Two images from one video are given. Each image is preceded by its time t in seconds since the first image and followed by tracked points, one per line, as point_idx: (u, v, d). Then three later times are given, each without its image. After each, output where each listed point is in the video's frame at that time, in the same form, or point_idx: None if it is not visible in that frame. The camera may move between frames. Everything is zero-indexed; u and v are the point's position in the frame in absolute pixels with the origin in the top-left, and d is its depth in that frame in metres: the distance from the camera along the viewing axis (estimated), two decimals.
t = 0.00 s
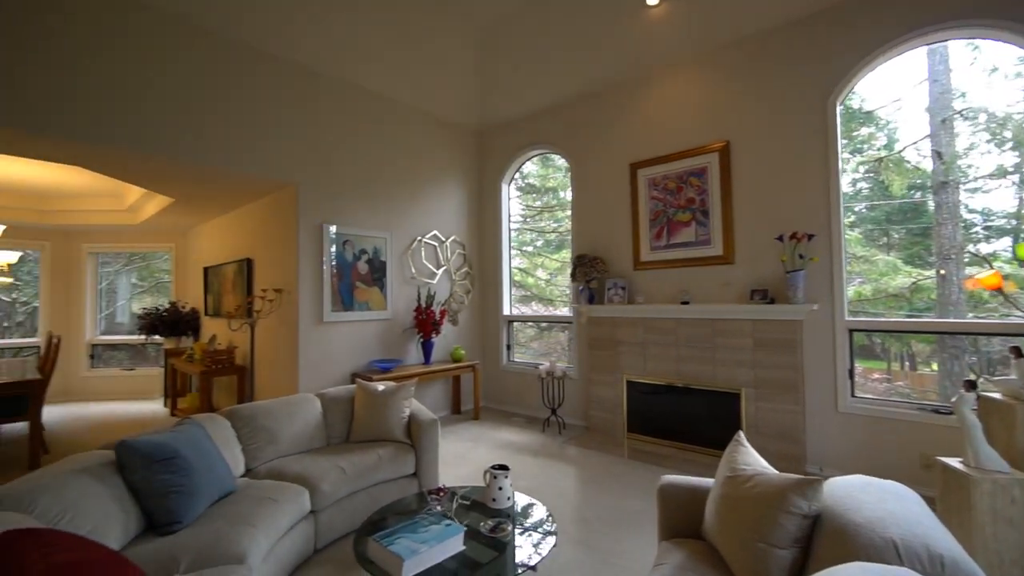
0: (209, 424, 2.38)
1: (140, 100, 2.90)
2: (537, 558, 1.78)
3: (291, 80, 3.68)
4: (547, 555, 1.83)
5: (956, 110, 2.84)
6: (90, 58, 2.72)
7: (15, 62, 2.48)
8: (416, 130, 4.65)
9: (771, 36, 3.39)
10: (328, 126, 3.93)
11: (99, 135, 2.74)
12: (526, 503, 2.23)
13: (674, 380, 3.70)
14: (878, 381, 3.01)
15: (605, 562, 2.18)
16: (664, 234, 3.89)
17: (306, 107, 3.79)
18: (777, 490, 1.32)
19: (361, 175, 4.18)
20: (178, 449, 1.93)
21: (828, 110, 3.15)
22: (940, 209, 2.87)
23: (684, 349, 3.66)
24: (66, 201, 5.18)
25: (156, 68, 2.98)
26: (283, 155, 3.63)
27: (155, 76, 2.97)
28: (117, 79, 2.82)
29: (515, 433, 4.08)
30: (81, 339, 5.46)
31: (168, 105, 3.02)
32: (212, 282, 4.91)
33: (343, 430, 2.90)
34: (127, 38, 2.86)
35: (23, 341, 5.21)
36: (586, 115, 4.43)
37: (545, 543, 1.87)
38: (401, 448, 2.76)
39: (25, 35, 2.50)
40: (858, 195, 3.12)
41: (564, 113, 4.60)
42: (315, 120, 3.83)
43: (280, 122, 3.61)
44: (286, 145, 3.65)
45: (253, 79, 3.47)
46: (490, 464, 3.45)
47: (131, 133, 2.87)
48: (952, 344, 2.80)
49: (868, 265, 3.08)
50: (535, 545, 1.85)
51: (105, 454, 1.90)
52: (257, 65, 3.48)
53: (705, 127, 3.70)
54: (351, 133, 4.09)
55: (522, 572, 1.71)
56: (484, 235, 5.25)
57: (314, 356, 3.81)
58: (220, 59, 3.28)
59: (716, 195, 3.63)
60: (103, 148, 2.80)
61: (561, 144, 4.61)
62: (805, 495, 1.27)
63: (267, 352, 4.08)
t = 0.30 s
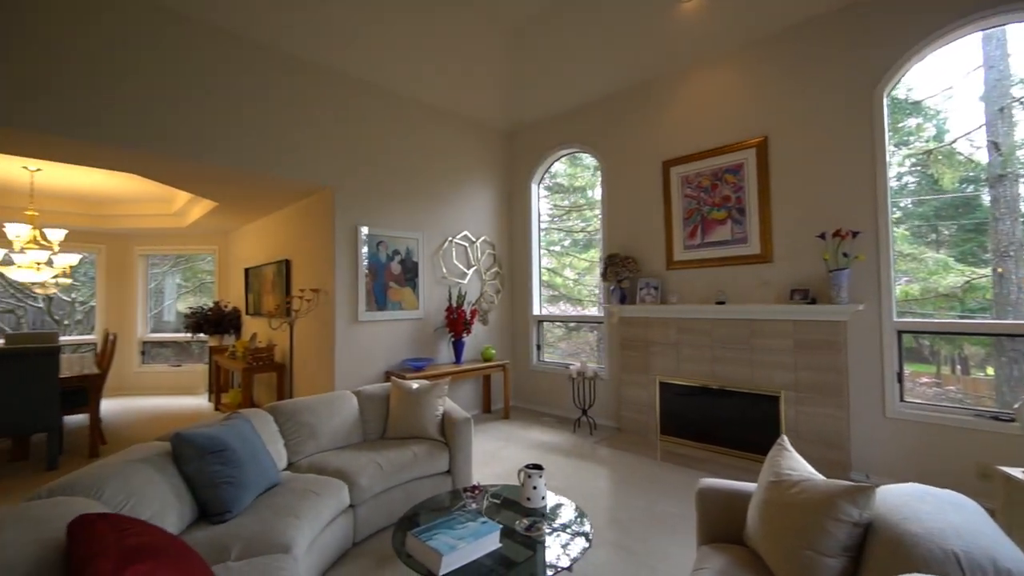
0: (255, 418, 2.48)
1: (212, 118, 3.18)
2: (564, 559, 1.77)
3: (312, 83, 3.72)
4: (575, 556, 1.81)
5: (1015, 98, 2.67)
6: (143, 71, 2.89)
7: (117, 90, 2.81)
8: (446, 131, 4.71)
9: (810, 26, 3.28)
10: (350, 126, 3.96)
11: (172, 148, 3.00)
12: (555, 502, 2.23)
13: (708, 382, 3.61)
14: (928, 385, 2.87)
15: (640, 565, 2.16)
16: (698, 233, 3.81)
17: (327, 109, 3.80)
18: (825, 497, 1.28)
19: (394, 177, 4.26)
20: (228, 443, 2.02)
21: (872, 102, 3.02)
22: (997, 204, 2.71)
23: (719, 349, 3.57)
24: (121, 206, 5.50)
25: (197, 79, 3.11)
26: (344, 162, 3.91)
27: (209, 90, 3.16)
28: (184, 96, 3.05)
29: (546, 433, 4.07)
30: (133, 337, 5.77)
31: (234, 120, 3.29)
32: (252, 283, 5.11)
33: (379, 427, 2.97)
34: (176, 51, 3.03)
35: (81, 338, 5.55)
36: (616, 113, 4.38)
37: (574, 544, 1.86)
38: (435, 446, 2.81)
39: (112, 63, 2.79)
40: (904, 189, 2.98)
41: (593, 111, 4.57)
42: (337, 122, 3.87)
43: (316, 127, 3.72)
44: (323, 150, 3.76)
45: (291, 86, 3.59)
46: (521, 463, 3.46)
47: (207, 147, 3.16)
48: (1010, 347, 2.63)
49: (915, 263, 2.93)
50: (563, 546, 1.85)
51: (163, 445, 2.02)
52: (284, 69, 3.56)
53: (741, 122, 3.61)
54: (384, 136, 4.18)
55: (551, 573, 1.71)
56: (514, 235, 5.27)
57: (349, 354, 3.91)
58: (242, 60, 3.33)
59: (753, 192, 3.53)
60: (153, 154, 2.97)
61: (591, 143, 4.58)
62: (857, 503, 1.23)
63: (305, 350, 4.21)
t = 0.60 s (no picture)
0: (296, 413, 2.56)
1: (223, 120, 3.15)
2: (593, 561, 1.77)
3: (312, 80, 3.59)
4: (605, 559, 1.80)
5: None
6: (186, 81, 3.01)
7: (119, 91, 2.77)
8: (476, 132, 4.74)
9: (853, 14, 3.14)
10: (349, 125, 3.81)
11: (196, 151, 3.03)
12: (583, 502, 2.22)
13: (744, 384, 3.52)
14: (982, 391, 2.71)
15: (677, 570, 2.12)
16: (734, 231, 3.71)
17: (328, 110, 3.67)
18: (878, 505, 1.23)
19: (425, 179, 4.32)
20: (271, 438, 2.09)
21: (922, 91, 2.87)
22: None
23: (756, 351, 3.47)
24: (169, 211, 5.79)
25: (199, 80, 3.05)
26: (380, 167, 4.00)
27: (213, 91, 3.11)
28: (191, 96, 3.02)
29: (576, 434, 4.05)
30: (180, 335, 6.06)
31: (237, 120, 3.21)
32: (290, 283, 5.29)
33: (413, 425, 3.02)
34: (219, 61, 3.14)
35: (132, 336, 5.86)
36: (648, 110, 4.31)
37: (603, 546, 1.85)
38: (468, 444, 2.84)
39: (114, 63, 2.76)
40: (955, 183, 2.82)
41: (623, 109, 4.51)
42: (338, 122, 3.72)
43: (350, 131, 3.81)
44: (357, 153, 3.85)
45: (326, 92, 3.69)
46: (552, 463, 3.45)
47: (228, 151, 3.16)
48: None
49: (968, 261, 2.77)
50: (592, 548, 1.84)
51: (212, 438, 2.11)
52: (281, 65, 3.44)
53: (780, 117, 3.49)
54: (414, 138, 4.24)
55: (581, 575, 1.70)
56: (543, 235, 5.26)
57: (382, 353, 3.99)
58: (240, 60, 3.24)
59: (792, 189, 3.41)
60: (198, 162, 3.09)
61: (622, 141, 4.53)
62: (913, 513, 1.17)
63: (340, 348, 4.33)
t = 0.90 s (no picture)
0: (334, 410, 2.63)
1: (223, 120, 3.14)
2: (623, 564, 1.74)
3: (312, 80, 3.54)
4: (635, 562, 1.77)
5: None
6: (226, 89, 3.15)
7: (119, 91, 2.80)
8: (505, 133, 4.76)
9: None
10: (349, 126, 3.72)
11: (195, 151, 3.03)
12: (618, 504, 2.19)
13: (784, 387, 3.40)
14: None
15: None
16: (772, 229, 3.60)
17: (325, 109, 3.59)
18: (938, 516, 1.17)
19: (454, 180, 4.36)
20: (310, 433, 2.15)
21: (979, 79, 2.71)
22: None
23: (796, 352, 3.35)
24: (211, 214, 6.03)
25: (199, 80, 3.05)
26: (403, 167, 4.02)
27: (214, 91, 3.10)
28: (191, 96, 3.02)
29: (608, 435, 4.01)
30: (222, 333, 6.31)
31: (237, 120, 3.19)
32: (325, 284, 5.43)
33: (447, 423, 3.06)
34: (258, 71, 3.29)
35: (178, 334, 6.15)
36: (679, 106, 4.23)
37: (633, 549, 1.82)
38: (500, 443, 2.85)
39: (114, 62, 2.79)
40: (1013, 175, 2.64)
41: (654, 105, 4.43)
42: (337, 122, 3.64)
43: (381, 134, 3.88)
44: (388, 155, 3.92)
45: (358, 96, 3.78)
46: (583, 465, 3.42)
47: (228, 151, 3.15)
48: None
49: None
50: (622, 550, 1.81)
51: (256, 432, 2.20)
52: (281, 65, 3.40)
53: (821, 110, 3.36)
54: (444, 140, 4.29)
55: None
56: (572, 234, 5.22)
57: (415, 351, 4.06)
58: (241, 59, 3.22)
59: (835, 184, 3.28)
60: (238, 166, 3.24)
61: (653, 138, 4.45)
62: (978, 525, 1.11)
63: (373, 347, 4.42)
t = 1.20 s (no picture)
0: (365, 408, 2.66)
1: (223, 120, 3.16)
2: (650, 567, 1.71)
3: (311, 80, 3.51)
4: (663, 566, 1.73)
5: None
6: (237, 91, 3.21)
7: (123, 92, 2.85)
8: (530, 132, 4.75)
9: None
10: (344, 126, 3.65)
11: (195, 150, 3.06)
12: (649, 507, 2.16)
13: (821, 389, 3.29)
14: None
15: None
16: (808, 226, 3.48)
17: (329, 109, 3.58)
18: (996, 527, 1.11)
19: (480, 180, 4.37)
20: (342, 432, 2.18)
21: None
22: None
23: (835, 354, 3.23)
24: (246, 217, 6.23)
25: (200, 79, 3.08)
26: (399, 168, 3.90)
27: (214, 90, 3.13)
28: (193, 95, 3.06)
29: (637, 436, 3.95)
30: (256, 332, 6.52)
31: (237, 120, 3.21)
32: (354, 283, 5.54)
33: (475, 422, 3.08)
34: (279, 77, 3.38)
35: (215, 333, 6.38)
36: (707, 101, 4.14)
37: (660, 553, 1.79)
38: (528, 443, 2.85)
39: (118, 63, 2.84)
40: None
41: (682, 100, 4.34)
42: (337, 122, 3.60)
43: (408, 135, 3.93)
44: (414, 157, 3.97)
45: (384, 99, 3.84)
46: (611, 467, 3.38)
47: (227, 151, 3.17)
48: None
49: None
50: (650, 554, 1.78)
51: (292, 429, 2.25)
52: (281, 65, 3.40)
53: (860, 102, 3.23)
54: (470, 140, 4.31)
55: None
56: (599, 233, 5.18)
57: (442, 351, 4.10)
58: (241, 58, 3.24)
59: (876, 178, 3.14)
60: (269, 169, 3.35)
61: (681, 134, 4.37)
62: None
63: (402, 346, 4.48)
